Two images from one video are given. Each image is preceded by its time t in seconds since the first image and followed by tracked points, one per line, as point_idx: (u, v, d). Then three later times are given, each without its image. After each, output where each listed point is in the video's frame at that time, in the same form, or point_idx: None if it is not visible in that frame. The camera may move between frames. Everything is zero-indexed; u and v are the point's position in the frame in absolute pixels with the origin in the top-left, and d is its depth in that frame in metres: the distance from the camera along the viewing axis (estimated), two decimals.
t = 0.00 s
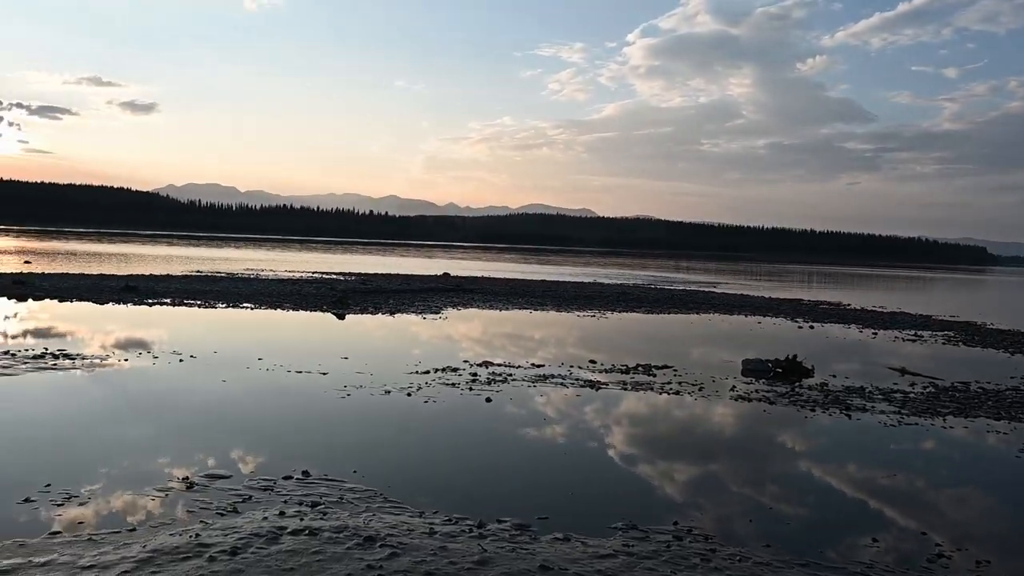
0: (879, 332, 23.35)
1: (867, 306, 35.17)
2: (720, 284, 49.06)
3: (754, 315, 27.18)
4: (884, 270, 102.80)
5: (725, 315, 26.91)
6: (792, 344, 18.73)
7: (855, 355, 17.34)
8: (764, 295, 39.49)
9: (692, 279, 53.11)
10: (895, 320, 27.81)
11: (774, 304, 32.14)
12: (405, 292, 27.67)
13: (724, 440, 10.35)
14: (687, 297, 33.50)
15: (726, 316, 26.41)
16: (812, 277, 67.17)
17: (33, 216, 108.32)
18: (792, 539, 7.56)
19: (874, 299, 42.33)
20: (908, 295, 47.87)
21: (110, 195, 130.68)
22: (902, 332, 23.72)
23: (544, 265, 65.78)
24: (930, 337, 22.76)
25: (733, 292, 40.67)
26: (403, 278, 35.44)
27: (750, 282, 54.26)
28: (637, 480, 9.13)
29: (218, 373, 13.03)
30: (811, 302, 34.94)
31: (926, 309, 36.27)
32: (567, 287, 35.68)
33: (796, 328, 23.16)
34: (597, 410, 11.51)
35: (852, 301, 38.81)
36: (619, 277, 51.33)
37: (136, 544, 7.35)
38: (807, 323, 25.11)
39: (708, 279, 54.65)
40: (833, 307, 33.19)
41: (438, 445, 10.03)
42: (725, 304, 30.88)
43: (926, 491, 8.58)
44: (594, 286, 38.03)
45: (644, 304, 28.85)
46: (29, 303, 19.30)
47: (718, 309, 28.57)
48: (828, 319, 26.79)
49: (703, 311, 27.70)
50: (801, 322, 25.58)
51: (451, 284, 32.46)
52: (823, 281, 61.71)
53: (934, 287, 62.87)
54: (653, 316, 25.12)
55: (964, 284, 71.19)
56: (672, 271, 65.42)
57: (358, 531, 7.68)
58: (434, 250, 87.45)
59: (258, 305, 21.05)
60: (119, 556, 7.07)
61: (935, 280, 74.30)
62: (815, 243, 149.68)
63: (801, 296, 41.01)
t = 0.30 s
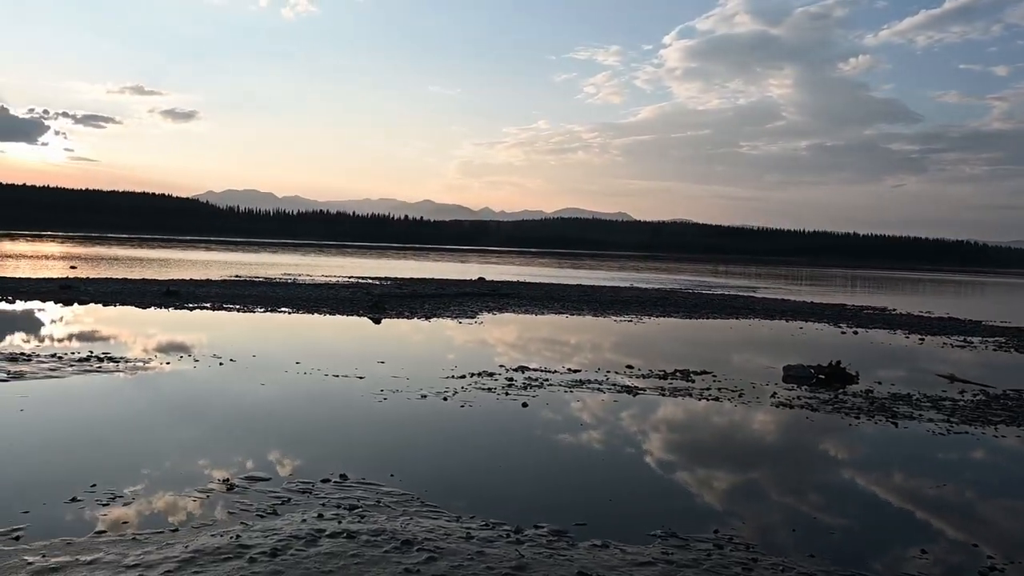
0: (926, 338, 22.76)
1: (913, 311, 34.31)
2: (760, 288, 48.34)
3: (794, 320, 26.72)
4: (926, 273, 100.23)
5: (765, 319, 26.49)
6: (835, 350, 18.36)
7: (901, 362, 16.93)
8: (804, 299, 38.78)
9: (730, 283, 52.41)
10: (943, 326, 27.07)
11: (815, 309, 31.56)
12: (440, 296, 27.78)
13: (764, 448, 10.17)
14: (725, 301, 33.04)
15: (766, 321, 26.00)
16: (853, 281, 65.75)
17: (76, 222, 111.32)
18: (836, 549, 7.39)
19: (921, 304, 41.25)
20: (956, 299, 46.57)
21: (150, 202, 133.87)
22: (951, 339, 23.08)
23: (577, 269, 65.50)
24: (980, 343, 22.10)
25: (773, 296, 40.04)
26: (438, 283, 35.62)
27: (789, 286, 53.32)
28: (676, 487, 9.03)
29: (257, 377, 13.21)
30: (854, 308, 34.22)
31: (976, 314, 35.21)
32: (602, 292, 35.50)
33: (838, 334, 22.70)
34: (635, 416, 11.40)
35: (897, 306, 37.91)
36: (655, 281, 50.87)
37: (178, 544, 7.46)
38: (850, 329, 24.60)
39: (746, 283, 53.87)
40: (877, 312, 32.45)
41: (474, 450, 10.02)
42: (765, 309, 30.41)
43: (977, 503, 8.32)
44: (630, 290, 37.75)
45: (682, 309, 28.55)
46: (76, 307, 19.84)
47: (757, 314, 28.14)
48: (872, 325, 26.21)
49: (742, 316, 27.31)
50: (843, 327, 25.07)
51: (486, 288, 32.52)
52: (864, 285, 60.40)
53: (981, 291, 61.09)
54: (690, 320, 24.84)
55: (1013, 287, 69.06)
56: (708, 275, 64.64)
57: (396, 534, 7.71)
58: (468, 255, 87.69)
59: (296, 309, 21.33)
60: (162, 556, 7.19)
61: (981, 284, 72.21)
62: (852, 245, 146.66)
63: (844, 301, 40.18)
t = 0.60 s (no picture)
0: (974, 343, 22.15)
1: (960, 315, 33.42)
2: (800, 292, 47.52)
3: (835, 324, 26.21)
4: (967, 276, 97.79)
5: (804, 324, 26.05)
6: (879, 355, 17.96)
7: (948, 368, 16.49)
8: (846, 303, 38.02)
9: (768, 287, 51.61)
10: (993, 330, 26.30)
11: (858, 313, 30.92)
12: (474, 300, 27.83)
13: (804, 455, 10.01)
14: (762, 305, 32.56)
15: (805, 325, 25.56)
16: (895, 285, 64.33)
17: (115, 226, 114.10)
18: (880, 558, 7.23)
19: (969, 308, 40.13)
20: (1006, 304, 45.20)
21: (185, 207, 136.60)
22: (1001, 344, 22.41)
23: (610, 272, 65.14)
24: None
25: (813, 300, 39.36)
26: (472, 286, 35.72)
27: (828, 290, 52.34)
28: (713, 493, 8.91)
29: (293, 379, 13.36)
30: (898, 312, 33.46)
31: None
32: (638, 295, 35.26)
33: (882, 338, 22.20)
34: (671, 420, 11.29)
35: (944, 310, 36.95)
36: (691, 284, 50.36)
37: (217, 544, 7.56)
38: (893, 333, 24.06)
39: (785, 287, 53.00)
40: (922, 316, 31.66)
41: (508, 454, 10.00)
42: (805, 312, 29.90)
43: None
44: (666, 294, 37.42)
45: (719, 313, 28.21)
46: (118, 309, 20.33)
47: (797, 318, 27.68)
48: (917, 329, 25.58)
49: (781, 320, 26.89)
50: (887, 331, 24.52)
51: (520, 292, 32.53)
52: (907, 289, 59.03)
53: None
54: (727, 324, 24.54)
55: None
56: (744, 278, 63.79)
57: (431, 538, 7.71)
58: (505, 259, 88.03)
59: (331, 312, 21.56)
60: (201, 555, 7.28)
61: None
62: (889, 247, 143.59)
63: (887, 304, 39.31)
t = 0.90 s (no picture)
0: (1017, 349, 21.57)
1: (1002, 321, 32.57)
2: (835, 297, 46.77)
3: (872, 329, 25.73)
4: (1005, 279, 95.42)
5: (840, 328, 25.63)
6: (918, 361, 17.57)
7: (991, 374, 16.07)
8: (884, 308, 37.28)
9: (802, 291, 50.82)
10: None
11: (895, 318, 30.31)
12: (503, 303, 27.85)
13: (840, 462, 9.83)
14: (797, 310, 32.07)
15: (841, 330, 25.13)
16: (933, 289, 62.96)
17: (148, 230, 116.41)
18: (919, 567, 7.07)
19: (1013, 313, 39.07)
20: None
21: (216, 211, 138.90)
22: None
23: (639, 276, 64.72)
24: None
25: (849, 304, 38.66)
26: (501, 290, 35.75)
27: (863, 295, 51.38)
28: (746, 500, 8.79)
29: (324, 382, 13.47)
30: (937, 316, 32.73)
31: None
32: (668, 299, 34.99)
33: (921, 344, 21.72)
34: (703, 426, 11.16)
35: (986, 315, 36.03)
36: (722, 289, 49.83)
37: (251, 544, 7.63)
38: (932, 338, 23.53)
39: (819, 291, 52.17)
40: (964, 321, 30.89)
41: (538, 458, 9.96)
42: (841, 317, 29.40)
43: None
44: (697, 298, 37.08)
45: (751, 317, 27.87)
46: (153, 312, 20.70)
47: (832, 323, 27.23)
48: (957, 335, 24.99)
49: (815, 324, 26.47)
50: (926, 337, 24.00)
51: (550, 296, 32.47)
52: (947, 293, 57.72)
53: None
54: (760, 329, 24.23)
55: None
56: (777, 282, 62.93)
57: (462, 541, 7.71)
58: (533, 263, 88.00)
59: (361, 316, 21.72)
60: (235, 555, 7.36)
61: None
62: (923, 250, 140.66)
63: (926, 309, 38.49)
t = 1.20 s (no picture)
0: None
1: None
2: (880, 297, 45.71)
3: (919, 329, 25.05)
4: None
5: (885, 329, 25.03)
6: (969, 362, 17.05)
7: None
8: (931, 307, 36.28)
9: (845, 292, 49.74)
10: None
11: (944, 318, 29.46)
12: (539, 307, 27.80)
13: (888, 466, 9.59)
14: (841, 310, 31.41)
15: (887, 331, 24.52)
16: (980, 288, 61.17)
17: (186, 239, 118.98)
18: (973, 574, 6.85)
19: None
20: None
21: (251, 219, 141.49)
22: None
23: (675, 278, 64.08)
24: None
25: (895, 304, 37.72)
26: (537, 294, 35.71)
27: (908, 294, 50.14)
28: (789, 504, 8.62)
29: (362, 387, 13.58)
30: (989, 316, 31.73)
31: None
32: (707, 301, 34.56)
33: (972, 344, 21.07)
34: (745, 429, 10.99)
35: None
36: (762, 290, 49.09)
37: (294, 548, 7.71)
38: (984, 338, 22.81)
39: (863, 291, 51.00)
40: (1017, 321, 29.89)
41: (577, 462, 9.89)
42: (887, 318, 28.68)
43: None
44: (736, 300, 36.56)
45: (793, 318, 27.37)
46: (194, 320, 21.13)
47: (877, 323, 26.59)
48: (1010, 334, 24.18)
49: (860, 325, 25.88)
50: (976, 337, 23.28)
51: (586, 299, 32.33)
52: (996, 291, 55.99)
53: None
54: (802, 330, 23.77)
55: None
56: (817, 282, 61.72)
57: (502, 545, 7.68)
58: (566, 266, 87.83)
59: (398, 321, 21.89)
60: (279, 558, 7.43)
61: None
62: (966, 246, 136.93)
63: (976, 309, 37.37)
